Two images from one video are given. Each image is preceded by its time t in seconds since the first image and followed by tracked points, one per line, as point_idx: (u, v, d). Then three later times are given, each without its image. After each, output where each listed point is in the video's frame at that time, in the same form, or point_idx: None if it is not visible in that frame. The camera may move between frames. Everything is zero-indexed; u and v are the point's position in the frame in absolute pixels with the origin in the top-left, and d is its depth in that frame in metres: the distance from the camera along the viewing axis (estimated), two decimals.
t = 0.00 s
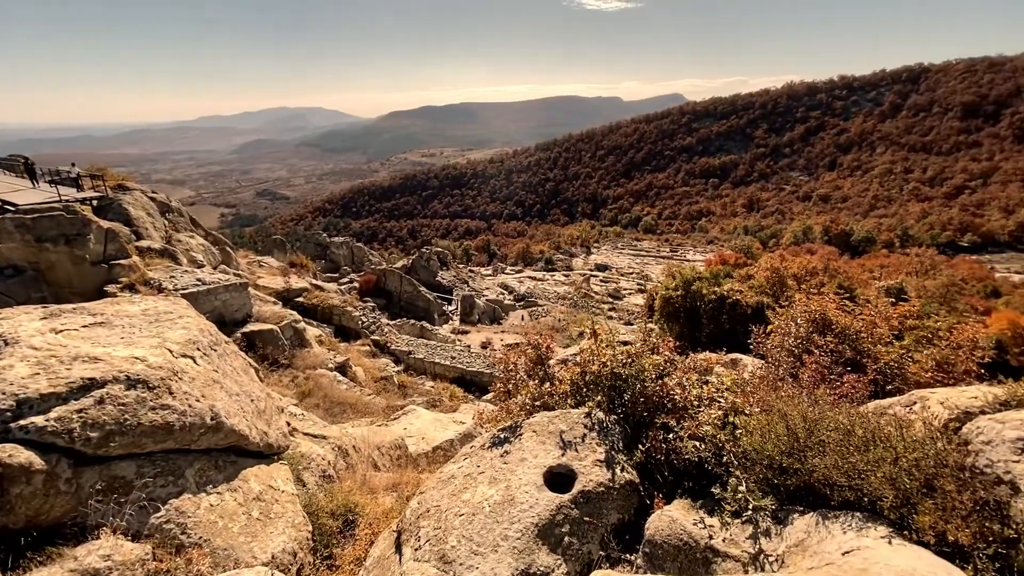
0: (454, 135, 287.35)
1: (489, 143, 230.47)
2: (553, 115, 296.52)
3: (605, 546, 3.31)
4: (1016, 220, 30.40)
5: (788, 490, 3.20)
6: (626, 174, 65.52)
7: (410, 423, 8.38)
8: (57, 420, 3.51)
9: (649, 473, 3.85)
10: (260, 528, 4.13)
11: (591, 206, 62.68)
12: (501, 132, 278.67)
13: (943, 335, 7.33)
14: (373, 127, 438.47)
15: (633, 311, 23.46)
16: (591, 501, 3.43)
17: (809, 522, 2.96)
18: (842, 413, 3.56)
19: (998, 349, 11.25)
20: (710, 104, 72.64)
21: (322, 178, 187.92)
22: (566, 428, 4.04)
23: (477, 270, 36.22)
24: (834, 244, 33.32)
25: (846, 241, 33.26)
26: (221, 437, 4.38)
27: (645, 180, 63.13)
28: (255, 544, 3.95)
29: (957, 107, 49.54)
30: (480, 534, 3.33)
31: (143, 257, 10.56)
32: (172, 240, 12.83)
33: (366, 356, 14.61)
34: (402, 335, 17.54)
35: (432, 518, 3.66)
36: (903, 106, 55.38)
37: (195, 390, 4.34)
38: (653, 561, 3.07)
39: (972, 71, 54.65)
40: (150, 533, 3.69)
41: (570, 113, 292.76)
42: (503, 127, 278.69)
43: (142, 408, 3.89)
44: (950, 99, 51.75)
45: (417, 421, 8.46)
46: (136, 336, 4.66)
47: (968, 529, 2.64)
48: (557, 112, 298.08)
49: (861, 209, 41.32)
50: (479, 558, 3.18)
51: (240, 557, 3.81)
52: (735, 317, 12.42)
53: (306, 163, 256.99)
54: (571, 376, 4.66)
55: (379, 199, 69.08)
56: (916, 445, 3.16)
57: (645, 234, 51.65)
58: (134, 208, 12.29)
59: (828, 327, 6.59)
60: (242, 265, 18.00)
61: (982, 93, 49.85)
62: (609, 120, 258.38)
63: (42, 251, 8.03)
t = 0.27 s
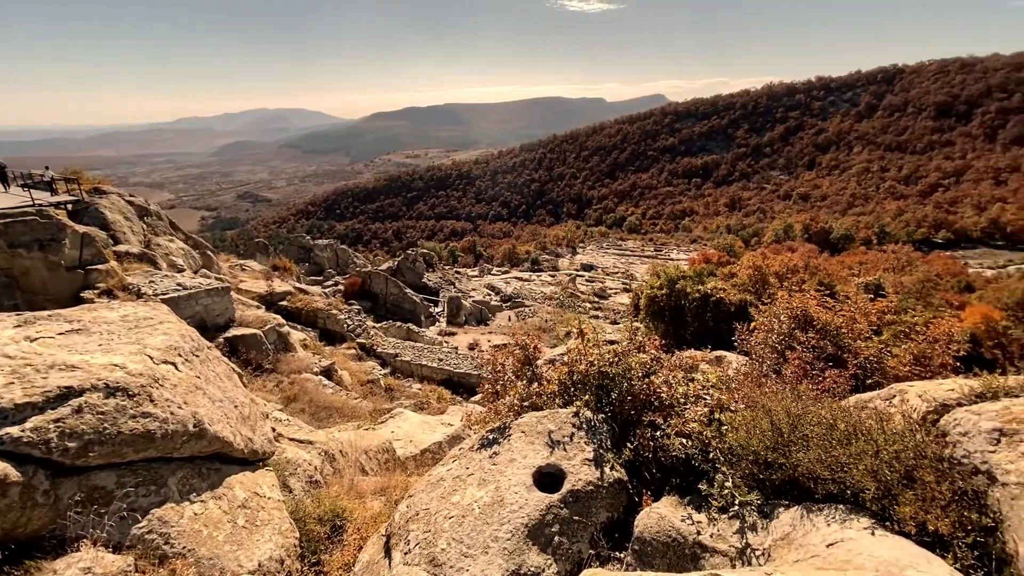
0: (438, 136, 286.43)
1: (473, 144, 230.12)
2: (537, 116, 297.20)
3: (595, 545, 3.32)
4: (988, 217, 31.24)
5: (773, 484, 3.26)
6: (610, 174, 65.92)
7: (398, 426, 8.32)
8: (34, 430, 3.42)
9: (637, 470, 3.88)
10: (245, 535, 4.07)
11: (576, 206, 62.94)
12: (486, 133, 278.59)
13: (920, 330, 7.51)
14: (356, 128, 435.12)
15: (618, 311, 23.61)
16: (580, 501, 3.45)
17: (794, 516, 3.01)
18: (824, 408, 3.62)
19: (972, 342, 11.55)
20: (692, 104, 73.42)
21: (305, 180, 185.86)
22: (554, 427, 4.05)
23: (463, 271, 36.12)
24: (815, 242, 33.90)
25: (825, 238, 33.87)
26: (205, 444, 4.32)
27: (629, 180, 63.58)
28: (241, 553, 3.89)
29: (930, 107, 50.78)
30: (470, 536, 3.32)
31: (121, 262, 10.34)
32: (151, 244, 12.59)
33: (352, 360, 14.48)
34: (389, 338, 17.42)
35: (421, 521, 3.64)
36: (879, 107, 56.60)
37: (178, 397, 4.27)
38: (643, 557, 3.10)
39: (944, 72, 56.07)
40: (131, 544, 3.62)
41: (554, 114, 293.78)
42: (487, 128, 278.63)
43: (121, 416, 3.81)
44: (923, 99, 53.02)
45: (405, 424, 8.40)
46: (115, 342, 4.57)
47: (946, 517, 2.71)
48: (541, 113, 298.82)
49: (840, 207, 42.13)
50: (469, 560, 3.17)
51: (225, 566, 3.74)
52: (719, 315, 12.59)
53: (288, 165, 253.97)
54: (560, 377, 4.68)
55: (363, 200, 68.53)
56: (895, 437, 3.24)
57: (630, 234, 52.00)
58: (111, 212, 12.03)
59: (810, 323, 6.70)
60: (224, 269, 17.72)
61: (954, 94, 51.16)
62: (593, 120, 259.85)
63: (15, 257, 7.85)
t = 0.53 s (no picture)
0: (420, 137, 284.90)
1: (456, 145, 229.62)
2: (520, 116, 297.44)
3: (583, 544, 3.33)
4: (959, 214, 32.13)
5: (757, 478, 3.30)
6: (593, 175, 66.28)
7: (384, 430, 8.24)
8: (5, 443, 3.32)
9: (623, 468, 3.91)
10: (228, 544, 3.99)
11: (560, 206, 63.13)
12: (468, 134, 277.88)
13: (895, 325, 7.71)
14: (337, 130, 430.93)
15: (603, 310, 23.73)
16: (567, 500, 3.46)
17: (777, 510, 3.05)
18: (804, 403, 3.70)
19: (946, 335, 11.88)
20: (673, 105, 74.23)
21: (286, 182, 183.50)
22: (540, 427, 4.06)
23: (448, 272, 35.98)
24: (794, 240, 34.52)
25: (804, 236, 34.50)
26: (186, 453, 4.23)
27: (612, 181, 63.98)
28: (224, 562, 3.81)
29: (903, 108, 52.07)
30: (458, 538, 3.31)
31: (96, 268, 10.10)
32: (127, 248, 12.31)
33: (336, 363, 14.32)
34: (373, 341, 17.27)
35: (407, 525, 3.62)
36: (853, 107, 57.88)
37: (156, 405, 4.19)
38: (630, 554, 3.12)
39: (915, 73, 57.58)
40: (109, 557, 3.52)
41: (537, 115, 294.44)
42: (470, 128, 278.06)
43: (97, 425, 3.72)
44: (895, 100, 54.37)
45: (391, 428, 8.33)
46: (89, 350, 4.45)
47: (920, 506, 2.79)
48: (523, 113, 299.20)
49: (817, 205, 42.96)
50: (457, 561, 3.17)
51: None
52: (702, 312, 12.84)
53: (268, 168, 250.41)
54: (545, 377, 4.69)
55: (346, 202, 67.87)
56: (873, 430, 3.31)
57: (614, 234, 52.33)
58: (84, 216, 11.73)
59: (790, 319, 6.82)
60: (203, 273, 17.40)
61: (925, 95, 52.56)
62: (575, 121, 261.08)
63: None
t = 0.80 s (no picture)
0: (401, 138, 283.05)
1: (438, 146, 228.69)
2: (501, 118, 297.56)
3: (567, 543, 3.35)
4: (929, 211, 33.07)
5: (735, 474, 3.36)
6: (575, 175, 66.62)
7: (368, 434, 8.18)
8: None
9: (606, 466, 3.94)
10: (208, 555, 3.91)
11: (543, 207, 63.30)
12: (450, 135, 277.08)
13: (869, 320, 7.90)
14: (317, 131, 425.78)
15: (587, 310, 23.87)
16: (550, 499, 3.47)
17: (754, 504, 3.11)
18: (781, 398, 3.78)
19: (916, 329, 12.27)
20: (653, 106, 75.02)
21: (265, 185, 180.60)
22: (523, 428, 4.06)
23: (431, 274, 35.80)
24: (772, 238, 35.15)
25: (781, 234, 35.16)
26: (161, 463, 4.13)
27: (594, 181, 64.39)
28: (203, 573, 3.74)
29: (874, 109, 53.43)
30: (441, 541, 3.29)
31: (66, 273, 9.81)
32: (99, 254, 11.99)
33: (318, 368, 14.15)
34: (356, 344, 17.09)
35: (390, 529, 3.60)
36: (827, 108, 59.20)
37: (130, 414, 4.08)
38: (612, 552, 3.14)
39: (885, 75, 59.16)
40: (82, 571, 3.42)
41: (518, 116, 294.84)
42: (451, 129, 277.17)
43: (67, 437, 3.61)
44: (867, 101, 55.79)
45: (375, 432, 8.25)
46: (59, 359, 4.33)
47: (892, 497, 2.86)
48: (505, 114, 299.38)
49: (794, 204, 43.83)
50: (441, 564, 3.15)
51: None
52: (685, 311, 12.85)
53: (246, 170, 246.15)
54: (528, 377, 4.71)
55: (327, 205, 67.06)
56: (846, 423, 3.39)
57: (596, 234, 52.65)
58: (53, 221, 11.39)
59: (767, 316, 6.96)
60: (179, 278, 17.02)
61: (894, 96, 54.03)
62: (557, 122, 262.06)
63: None
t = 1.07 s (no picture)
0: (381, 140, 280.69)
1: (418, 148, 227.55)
2: (481, 119, 297.21)
3: (547, 543, 3.36)
4: (899, 209, 34.03)
5: (709, 468, 3.43)
6: (556, 176, 66.89)
7: (350, 439, 8.09)
8: None
9: (586, 465, 3.97)
10: (185, 566, 3.84)
11: (525, 208, 63.40)
12: (430, 136, 275.82)
13: (843, 317, 8.07)
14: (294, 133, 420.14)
15: (569, 310, 23.97)
16: (531, 500, 3.48)
17: (729, 498, 3.17)
18: (755, 393, 3.86)
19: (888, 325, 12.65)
20: (632, 107, 75.74)
21: (242, 188, 177.39)
22: (505, 429, 4.06)
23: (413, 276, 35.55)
24: (749, 237, 35.79)
25: (758, 233, 35.83)
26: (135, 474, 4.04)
27: (575, 182, 64.74)
28: None
29: (845, 110, 54.82)
30: (422, 545, 3.27)
31: (33, 281, 9.50)
32: (68, 260, 11.64)
33: (299, 373, 13.95)
34: (337, 348, 16.89)
35: (371, 535, 3.57)
36: (800, 109, 60.54)
37: (99, 424, 3.97)
38: (593, 551, 3.17)
39: (855, 77, 60.73)
40: None
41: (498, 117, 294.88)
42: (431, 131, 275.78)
43: (33, 448, 3.51)
44: (838, 103, 57.19)
45: (357, 437, 8.17)
46: (24, 369, 4.20)
47: (861, 488, 2.94)
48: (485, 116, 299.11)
49: (770, 203, 44.70)
50: (422, 567, 3.14)
51: None
52: (666, 310, 12.97)
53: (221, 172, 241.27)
54: (509, 378, 4.72)
55: (305, 207, 66.13)
56: (819, 417, 3.47)
57: (578, 234, 52.93)
58: (19, 226, 11.01)
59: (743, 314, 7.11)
60: (153, 283, 16.60)
61: (864, 98, 55.49)
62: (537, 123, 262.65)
63: None
